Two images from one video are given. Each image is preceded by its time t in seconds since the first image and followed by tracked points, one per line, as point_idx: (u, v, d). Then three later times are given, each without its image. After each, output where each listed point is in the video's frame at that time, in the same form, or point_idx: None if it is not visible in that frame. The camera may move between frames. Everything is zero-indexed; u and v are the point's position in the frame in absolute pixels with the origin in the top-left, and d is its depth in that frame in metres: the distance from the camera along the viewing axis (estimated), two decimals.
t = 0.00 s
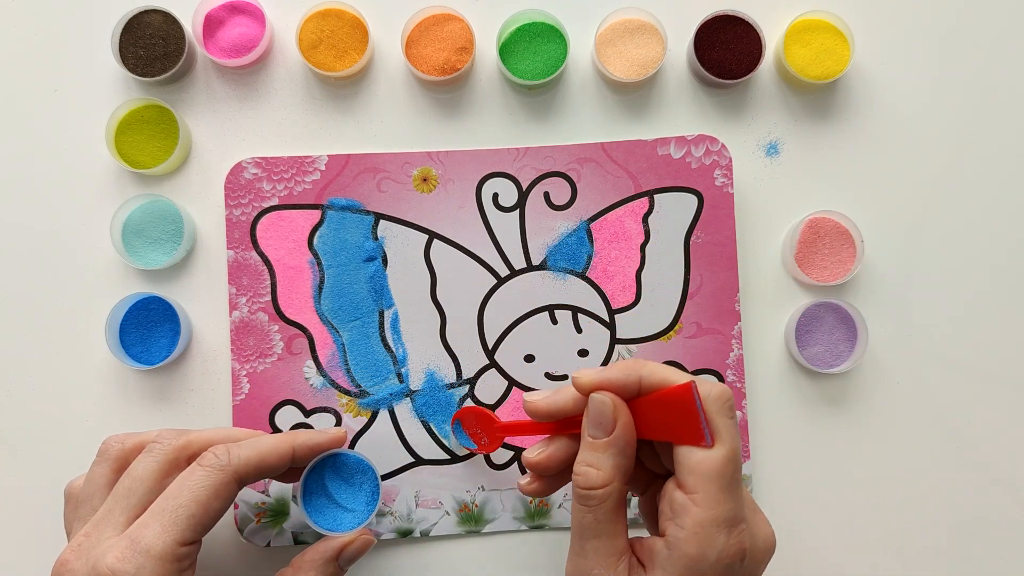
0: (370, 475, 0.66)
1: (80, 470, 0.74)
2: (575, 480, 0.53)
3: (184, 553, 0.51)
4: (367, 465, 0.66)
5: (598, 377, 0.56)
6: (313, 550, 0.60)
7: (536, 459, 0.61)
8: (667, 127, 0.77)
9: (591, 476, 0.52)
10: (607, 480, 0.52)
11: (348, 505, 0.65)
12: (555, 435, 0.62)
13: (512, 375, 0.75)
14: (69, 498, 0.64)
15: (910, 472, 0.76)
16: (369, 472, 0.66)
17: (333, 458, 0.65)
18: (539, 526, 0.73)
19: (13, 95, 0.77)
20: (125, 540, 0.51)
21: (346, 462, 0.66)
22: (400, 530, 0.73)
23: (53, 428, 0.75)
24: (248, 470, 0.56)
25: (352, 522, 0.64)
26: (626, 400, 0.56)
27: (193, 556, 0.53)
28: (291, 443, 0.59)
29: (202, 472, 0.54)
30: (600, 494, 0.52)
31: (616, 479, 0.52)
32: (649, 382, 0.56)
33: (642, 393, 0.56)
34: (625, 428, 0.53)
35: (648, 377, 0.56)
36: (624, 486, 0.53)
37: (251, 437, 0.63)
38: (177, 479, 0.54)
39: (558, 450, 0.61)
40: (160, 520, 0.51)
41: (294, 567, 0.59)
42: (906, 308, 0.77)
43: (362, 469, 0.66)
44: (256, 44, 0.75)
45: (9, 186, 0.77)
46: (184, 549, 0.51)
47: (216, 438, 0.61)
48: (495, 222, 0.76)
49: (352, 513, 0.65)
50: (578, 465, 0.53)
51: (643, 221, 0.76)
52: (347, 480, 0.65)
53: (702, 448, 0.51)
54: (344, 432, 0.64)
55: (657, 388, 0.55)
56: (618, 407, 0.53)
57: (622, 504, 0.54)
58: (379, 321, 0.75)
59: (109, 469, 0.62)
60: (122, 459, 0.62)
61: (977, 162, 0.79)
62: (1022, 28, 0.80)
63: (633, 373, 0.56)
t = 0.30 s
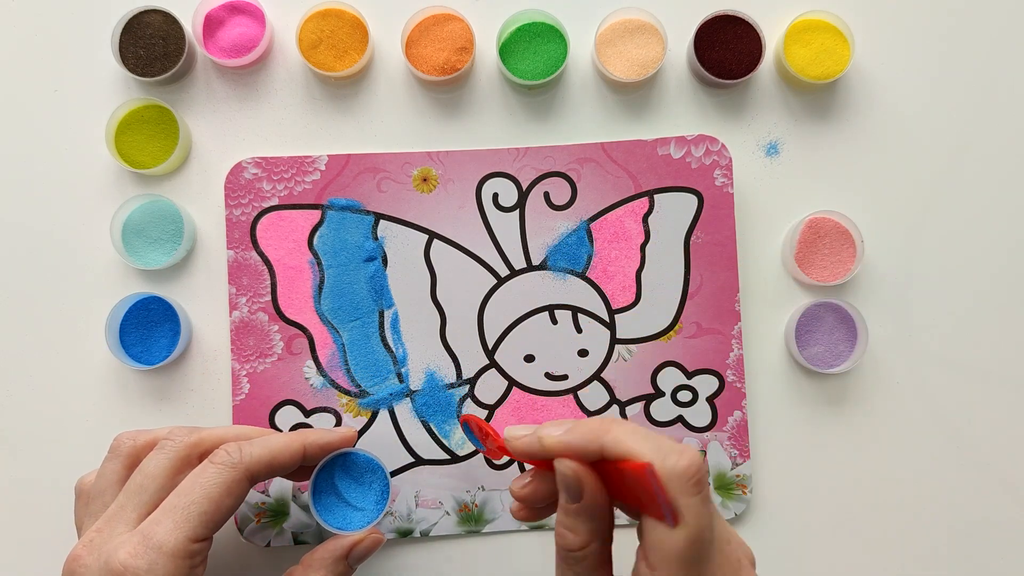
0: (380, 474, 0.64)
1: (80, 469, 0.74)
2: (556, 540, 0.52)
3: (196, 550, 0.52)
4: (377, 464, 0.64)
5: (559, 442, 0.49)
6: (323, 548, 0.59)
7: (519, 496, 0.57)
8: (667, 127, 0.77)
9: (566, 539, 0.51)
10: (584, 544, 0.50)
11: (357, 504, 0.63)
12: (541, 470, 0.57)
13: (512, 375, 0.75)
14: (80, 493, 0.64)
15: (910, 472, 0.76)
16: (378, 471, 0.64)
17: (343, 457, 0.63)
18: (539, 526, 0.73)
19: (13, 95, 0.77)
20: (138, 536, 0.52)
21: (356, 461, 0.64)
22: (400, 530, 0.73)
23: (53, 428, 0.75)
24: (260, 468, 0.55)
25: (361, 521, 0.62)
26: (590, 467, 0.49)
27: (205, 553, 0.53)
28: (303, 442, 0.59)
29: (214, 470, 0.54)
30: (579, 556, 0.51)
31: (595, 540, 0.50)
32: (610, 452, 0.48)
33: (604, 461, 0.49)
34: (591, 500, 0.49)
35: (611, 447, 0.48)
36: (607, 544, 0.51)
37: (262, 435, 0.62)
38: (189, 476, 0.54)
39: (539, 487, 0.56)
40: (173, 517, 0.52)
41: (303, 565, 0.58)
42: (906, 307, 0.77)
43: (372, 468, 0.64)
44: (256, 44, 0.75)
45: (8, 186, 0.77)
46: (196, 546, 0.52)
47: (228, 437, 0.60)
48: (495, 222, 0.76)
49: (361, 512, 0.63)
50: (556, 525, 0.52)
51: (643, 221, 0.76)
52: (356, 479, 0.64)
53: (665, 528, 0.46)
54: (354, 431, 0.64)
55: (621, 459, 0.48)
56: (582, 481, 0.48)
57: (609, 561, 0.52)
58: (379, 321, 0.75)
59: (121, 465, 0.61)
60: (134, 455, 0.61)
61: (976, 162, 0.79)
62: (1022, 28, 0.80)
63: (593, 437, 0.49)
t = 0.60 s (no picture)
0: (395, 460, 0.65)
1: (80, 469, 0.74)
2: None
3: (213, 534, 0.53)
4: (392, 450, 0.66)
5: None
6: (341, 534, 0.62)
7: None
8: (667, 127, 0.77)
9: None
10: None
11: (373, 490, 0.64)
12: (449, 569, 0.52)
13: (512, 375, 0.75)
14: (93, 474, 0.65)
15: (910, 473, 0.76)
16: (393, 457, 0.65)
17: (359, 444, 0.65)
18: (539, 526, 0.73)
19: (13, 95, 0.77)
20: (155, 519, 0.53)
21: (371, 447, 0.65)
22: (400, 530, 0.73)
23: (53, 428, 0.75)
24: (276, 453, 0.56)
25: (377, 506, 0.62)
26: None
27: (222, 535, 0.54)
28: (319, 427, 0.59)
29: (232, 455, 0.54)
30: None
31: None
32: None
33: None
34: None
35: None
36: None
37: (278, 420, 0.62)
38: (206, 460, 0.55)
39: None
40: (190, 501, 0.53)
41: (320, 550, 0.61)
42: (906, 308, 0.77)
43: (387, 454, 0.65)
44: (256, 44, 0.75)
45: (9, 186, 0.77)
46: (213, 530, 0.53)
47: (244, 420, 0.60)
48: (495, 222, 0.76)
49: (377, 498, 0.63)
50: None
51: (643, 221, 0.76)
52: (371, 465, 0.65)
53: None
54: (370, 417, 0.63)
55: None
56: None
57: None
58: (379, 321, 0.75)
59: (135, 447, 0.61)
60: (149, 437, 0.62)
61: (976, 163, 0.79)
62: (1022, 28, 0.80)
63: None
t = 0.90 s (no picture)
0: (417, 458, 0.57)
1: (81, 469, 0.74)
2: (522, 550, 0.46)
3: (229, 537, 0.49)
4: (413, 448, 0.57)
5: (536, 440, 0.47)
6: (361, 535, 0.55)
7: (466, 528, 0.51)
8: (667, 127, 0.77)
9: (539, 546, 0.46)
10: (557, 550, 0.46)
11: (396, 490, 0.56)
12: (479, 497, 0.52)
13: (512, 375, 0.75)
14: (100, 463, 0.62)
15: (910, 473, 0.76)
16: (416, 454, 0.57)
17: (380, 442, 0.57)
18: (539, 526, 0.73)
19: (13, 95, 0.77)
20: (168, 520, 0.49)
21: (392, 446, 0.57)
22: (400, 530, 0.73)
23: (53, 428, 0.75)
24: (295, 453, 0.52)
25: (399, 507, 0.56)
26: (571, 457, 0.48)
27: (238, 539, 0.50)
28: (339, 427, 0.55)
29: (249, 453, 0.50)
30: (551, 564, 0.46)
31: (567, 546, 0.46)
32: (594, 439, 0.48)
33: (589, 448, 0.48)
34: (572, 493, 0.47)
35: (592, 434, 0.48)
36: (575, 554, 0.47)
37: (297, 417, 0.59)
38: (220, 458, 0.51)
39: (488, 514, 0.51)
40: (205, 501, 0.49)
41: (341, 551, 0.55)
42: (906, 308, 0.77)
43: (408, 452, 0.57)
44: (256, 44, 0.75)
45: (9, 186, 0.77)
46: (228, 532, 0.49)
47: (262, 417, 0.57)
48: (495, 222, 0.76)
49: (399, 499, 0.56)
50: (521, 535, 0.46)
51: (643, 221, 0.76)
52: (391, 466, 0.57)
53: (658, 505, 0.46)
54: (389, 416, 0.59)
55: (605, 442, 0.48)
56: (564, 475, 0.46)
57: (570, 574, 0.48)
58: (379, 321, 0.75)
59: (149, 440, 0.58)
60: (163, 430, 0.58)
61: (976, 163, 0.79)
62: (1021, 28, 0.80)
63: (575, 429, 0.47)
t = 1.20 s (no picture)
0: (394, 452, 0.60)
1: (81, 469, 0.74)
2: (615, 457, 0.52)
3: (210, 529, 0.50)
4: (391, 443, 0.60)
5: (635, 361, 0.57)
6: (341, 529, 0.59)
7: (544, 455, 0.59)
8: (667, 127, 0.77)
9: (633, 455, 0.52)
10: (648, 460, 0.52)
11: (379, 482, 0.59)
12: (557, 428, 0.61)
13: (512, 375, 0.75)
14: (84, 471, 0.63)
15: (910, 473, 0.76)
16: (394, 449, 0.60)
17: (359, 437, 0.60)
18: (539, 526, 0.73)
19: (13, 94, 0.77)
20: (150, 515, 0.51)
21: (370, 441, 0.60)
22: (400, 530, 0.73)
23: (53, 428, 0.75)
24: (274, 448, 0.55)
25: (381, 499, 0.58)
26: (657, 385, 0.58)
27: (218, 532, 0.52)
28: (317, 422, 0.58)
29: (229, 448, 0.53)
30: (643, 472, 0.51)
31: (654, 459, 0.53)
32: (682, 368, 0.59)
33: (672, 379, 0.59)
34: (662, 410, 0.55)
35: (682, 364, 0.59)
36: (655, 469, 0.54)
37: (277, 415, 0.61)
38: (201, 455, 0.53)
39: (564, 442, 0.60)
40: (186, 495, 0.51)
41: (320, 546, 0.58)
42: (906, 308, 0.77)
43: (387, 446, 0.60)
44: (256, 44, 0.75)
45: (9, 185, 0.77)
46: (209, 525, 0.51)
47: (243, 416, 0.59)
48: (495, 222, 0.76)
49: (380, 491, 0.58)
50: (614, 444, 0.52)
51: (643, 221, 0.76)
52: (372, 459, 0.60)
53: (734, 427, 0.57)
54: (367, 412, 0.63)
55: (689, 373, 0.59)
56: (656, 391, 0.55)
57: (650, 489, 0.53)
58: (379, 321, 0.75)
59: (134, 443, 0.60)
60: (147, 434, 0.60)
61: (976, 163, 0.79)
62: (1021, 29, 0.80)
63: (669, 358, 0.58)
